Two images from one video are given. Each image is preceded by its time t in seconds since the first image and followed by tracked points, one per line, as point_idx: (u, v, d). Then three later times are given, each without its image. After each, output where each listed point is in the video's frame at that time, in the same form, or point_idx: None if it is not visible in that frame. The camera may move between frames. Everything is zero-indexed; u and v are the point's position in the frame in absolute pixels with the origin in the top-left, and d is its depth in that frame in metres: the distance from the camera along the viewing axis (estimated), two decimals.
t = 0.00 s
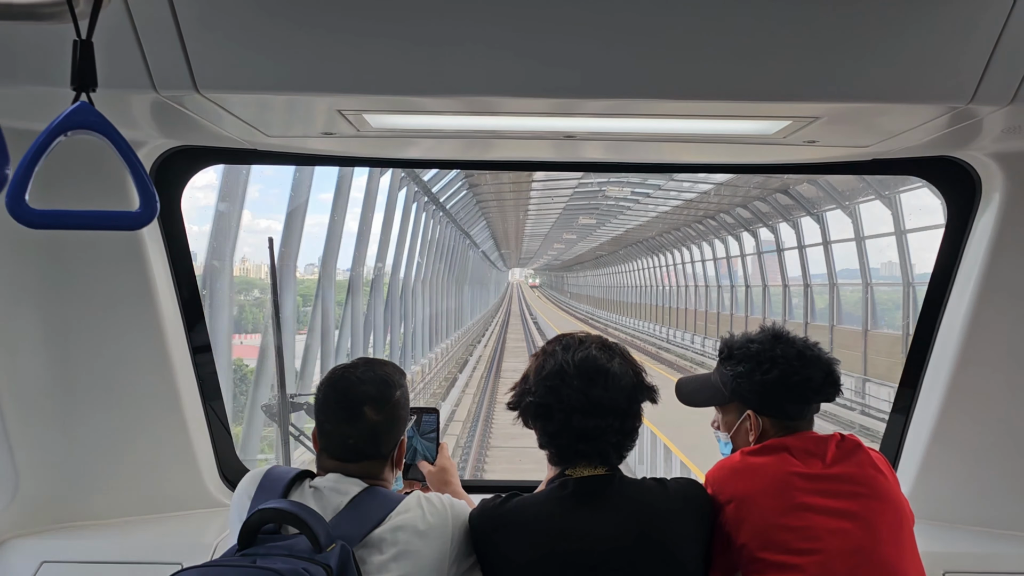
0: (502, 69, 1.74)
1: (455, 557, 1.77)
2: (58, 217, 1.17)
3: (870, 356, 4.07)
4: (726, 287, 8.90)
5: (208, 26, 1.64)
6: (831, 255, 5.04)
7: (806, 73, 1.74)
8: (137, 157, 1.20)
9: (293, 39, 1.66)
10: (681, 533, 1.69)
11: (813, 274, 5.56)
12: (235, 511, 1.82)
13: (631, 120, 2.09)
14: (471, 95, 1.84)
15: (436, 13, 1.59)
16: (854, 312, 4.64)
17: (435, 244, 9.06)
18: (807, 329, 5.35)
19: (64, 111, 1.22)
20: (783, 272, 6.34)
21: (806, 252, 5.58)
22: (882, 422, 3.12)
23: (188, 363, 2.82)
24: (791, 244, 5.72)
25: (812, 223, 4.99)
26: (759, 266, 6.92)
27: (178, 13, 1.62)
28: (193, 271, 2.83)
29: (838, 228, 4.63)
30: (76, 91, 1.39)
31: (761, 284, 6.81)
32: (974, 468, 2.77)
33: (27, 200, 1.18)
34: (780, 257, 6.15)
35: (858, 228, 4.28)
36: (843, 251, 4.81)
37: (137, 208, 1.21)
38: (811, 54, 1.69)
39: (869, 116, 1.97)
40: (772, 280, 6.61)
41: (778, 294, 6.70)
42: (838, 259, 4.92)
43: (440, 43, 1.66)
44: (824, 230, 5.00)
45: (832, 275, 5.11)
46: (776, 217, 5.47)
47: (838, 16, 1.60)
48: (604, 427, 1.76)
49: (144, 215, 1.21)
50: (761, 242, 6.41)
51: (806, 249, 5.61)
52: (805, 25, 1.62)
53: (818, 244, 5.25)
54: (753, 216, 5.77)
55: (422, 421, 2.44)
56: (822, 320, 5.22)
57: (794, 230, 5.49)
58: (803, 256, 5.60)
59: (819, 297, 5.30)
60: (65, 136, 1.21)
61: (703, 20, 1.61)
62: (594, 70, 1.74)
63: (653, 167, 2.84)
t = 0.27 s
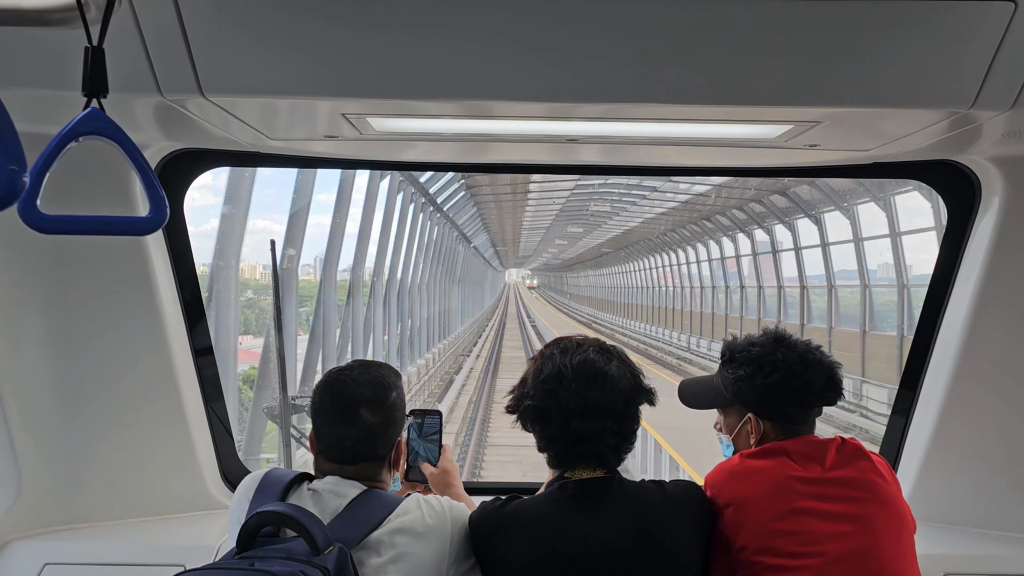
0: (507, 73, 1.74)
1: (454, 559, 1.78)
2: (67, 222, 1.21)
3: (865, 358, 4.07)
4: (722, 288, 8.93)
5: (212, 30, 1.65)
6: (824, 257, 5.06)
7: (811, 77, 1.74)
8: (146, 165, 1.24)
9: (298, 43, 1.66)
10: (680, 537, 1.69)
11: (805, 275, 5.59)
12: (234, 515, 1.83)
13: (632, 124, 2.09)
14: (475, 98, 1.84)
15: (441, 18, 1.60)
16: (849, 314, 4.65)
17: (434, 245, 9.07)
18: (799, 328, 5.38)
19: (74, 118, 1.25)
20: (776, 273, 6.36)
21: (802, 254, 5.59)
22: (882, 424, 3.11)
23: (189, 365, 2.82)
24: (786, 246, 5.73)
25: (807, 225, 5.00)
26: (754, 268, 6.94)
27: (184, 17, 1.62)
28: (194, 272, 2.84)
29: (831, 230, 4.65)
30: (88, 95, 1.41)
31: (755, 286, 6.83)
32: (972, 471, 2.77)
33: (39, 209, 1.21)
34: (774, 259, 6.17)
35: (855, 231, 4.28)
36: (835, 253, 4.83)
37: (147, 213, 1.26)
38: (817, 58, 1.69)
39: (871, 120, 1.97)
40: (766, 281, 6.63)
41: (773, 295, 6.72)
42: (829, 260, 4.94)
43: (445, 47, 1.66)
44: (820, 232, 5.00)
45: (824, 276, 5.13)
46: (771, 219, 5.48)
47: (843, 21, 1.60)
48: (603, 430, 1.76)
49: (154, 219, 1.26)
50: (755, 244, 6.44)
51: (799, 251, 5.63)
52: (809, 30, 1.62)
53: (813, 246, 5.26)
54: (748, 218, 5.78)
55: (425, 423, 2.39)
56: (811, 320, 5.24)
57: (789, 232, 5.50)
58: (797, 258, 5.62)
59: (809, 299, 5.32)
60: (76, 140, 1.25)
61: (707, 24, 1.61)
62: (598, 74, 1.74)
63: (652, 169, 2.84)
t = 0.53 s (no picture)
0: (506, 76, 1.74)
1: (451, 561, 1.78)
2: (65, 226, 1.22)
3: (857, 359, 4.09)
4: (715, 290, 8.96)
5: (211, 34, 1.64)
6: (817, 259, 5.09)
7: (809, 81, 1.74)
8: (146, 166, 1.23)
9: (297, 46, 1.66)
10: (676, 539, 1.69)
11: (798, 277, 5.61)
12: (230, 519, 1.83)
13: (629, 127, 2.10)
14: (473, 101, 1.84)
15: (441, 21, 1.60)
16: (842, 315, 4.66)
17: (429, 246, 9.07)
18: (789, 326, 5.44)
19: (74, 121, 1.25)
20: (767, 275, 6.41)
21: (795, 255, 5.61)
22: (877, 426, 3.12)
23: (186, 367, 2.82)
24: (779, 248, 5.76)
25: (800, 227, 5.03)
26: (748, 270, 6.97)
27: (183, 20, 1.62)
28: (190, 274, 2.84)
29: (824, 232, 4.68)
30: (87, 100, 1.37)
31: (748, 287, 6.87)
32: (967, 472, 2.78)
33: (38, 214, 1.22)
34: (766, 260, 6.21)
35: (848, 233, 4.29)
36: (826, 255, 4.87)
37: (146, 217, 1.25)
38: (815, 62, 1.69)
39: (867, 125, 1.98)
40: (759, 282, 6.66)
41: (766, 297, 6.75)
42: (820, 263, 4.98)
43: (445, 50, 1.66)
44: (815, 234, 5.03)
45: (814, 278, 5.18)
46: (764, 222, 5.51)
47: (842, 25, 1.60)
48: (600, 434, 1.76)
49: (153, 223, 1.25)
50: (749, 245, 6.47)
51: (792, 253, 5.66)
52: (807, 36, 1.63)
53: (807, 248, 5.28)
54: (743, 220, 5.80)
55: (422, 426, 2.39)
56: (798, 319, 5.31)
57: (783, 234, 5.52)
58: (790, 260, 5.65)
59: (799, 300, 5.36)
60: (76, 144, 1.24)
61: (706, 30, 1.61)
62: (597, 78, 1.74)
63: (647, 172, 2.85)
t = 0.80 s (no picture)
0: (497, 78, 1.75)
1: (443, 563, 1.78)
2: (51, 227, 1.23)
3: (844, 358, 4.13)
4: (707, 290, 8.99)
5: (200, 35, 1.64)
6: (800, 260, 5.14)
7: (798, 84, 1.76)
8: (132, 168, 1.21)
9: (288, 47, 1.66)
10: (668, 540, 1.70)
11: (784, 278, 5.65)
12: (222, 522, 1.83)
13: (619, 129, 2.10)
14: (464, 104, 1.84)
15: (432, 23, 1.60)
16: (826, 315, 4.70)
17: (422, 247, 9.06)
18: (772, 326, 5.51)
19: (60, 122, 1.25)
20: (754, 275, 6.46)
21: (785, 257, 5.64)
22: (865, 426, 3.13)
23: (175, 370, 2.81)
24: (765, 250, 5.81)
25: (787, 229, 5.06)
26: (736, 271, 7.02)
27: (172, 21, 1.61)
28: (180, 275, 2.83)
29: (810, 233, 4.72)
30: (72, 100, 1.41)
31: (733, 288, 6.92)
32: (953, 471, 2.80)
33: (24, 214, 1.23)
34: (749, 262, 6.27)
35: (836, 234, 4.32)
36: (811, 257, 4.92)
37: (133, 218, 1.26)
38: (804, 66, 1.71)
39: (856, 127, 2.00)
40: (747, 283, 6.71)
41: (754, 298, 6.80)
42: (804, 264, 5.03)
43: (436, 53, 1.67)
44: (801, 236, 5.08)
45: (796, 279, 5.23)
46: (751, 224, 5.56)
47: (830, 29, 1.62)
48: (591, 434, 1.77)
49: (139, 224, 1.26)
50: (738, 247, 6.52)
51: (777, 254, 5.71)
52: (796, 39, 1.64)
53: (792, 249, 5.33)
54: (731, 221, 5.84)
55: (411, 427, 2.39)
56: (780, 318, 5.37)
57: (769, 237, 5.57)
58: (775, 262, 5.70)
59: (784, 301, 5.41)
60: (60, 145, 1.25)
61: (695, 32, 1.62)
62: (587, 80, 1.75)
63: (638, 174, 2.85)
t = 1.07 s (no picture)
0: (483, 80, 1.75)
1: (430, 564, 1.78)
2: (35, 227, 1.22)
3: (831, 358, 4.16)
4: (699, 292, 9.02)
5: (185, 35, 1.63)
6: (784, 263, 5.18)
7: (784, 86, 1.77)
8: (115, 169, 1.21)
9: (274, 48, 1.65)
10: (655, 541, 1.70)
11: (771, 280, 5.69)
12: (209, 523, 1.82)
13: (607, 131, 2.11)
14: (451, 105, 1.84)
15: (417, 24, 1.60)
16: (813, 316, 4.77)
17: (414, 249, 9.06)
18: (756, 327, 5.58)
19: (43, 122, 1.26)
20: (741, 277, 6.52)
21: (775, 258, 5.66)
22: (854, 426, 3.15)
23: (163, 371, 2.80)
24: (753, 251, 5.84)
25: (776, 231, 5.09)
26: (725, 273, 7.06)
27: (157, 22, 1.61)
28: (168, 277, 2.82)
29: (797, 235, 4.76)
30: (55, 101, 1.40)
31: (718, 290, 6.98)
32: (941, 471, 2.82)
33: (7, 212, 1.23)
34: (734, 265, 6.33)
35: (825, 235, 4.34)
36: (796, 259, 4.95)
37: (117, 219, 1.26)
38: (790, 68, 1.71)
39: (842, 128, 2.01)
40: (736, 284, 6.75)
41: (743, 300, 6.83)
42: (789, 267, 5.07)
43: (422, 54, 1.67)
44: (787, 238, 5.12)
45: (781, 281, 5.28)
46: (739, 226, 5.60)
47: (815, 31, 1.62)
48: (579, 435, 1.77)
49: (124, 224, 1.26)
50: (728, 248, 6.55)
51: (762, 256, 5.77)
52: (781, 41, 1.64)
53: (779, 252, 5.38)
54: (721, 223, 5.87)
55: (401, 428, 2.39)
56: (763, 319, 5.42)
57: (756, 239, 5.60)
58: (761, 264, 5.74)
59: (774, 302, 5.45)
60: (43, 146, 1.25)
61: (681, 34, 1.63)
62: (574, 82, 1.75)
63: (627, 175, 2.86)
